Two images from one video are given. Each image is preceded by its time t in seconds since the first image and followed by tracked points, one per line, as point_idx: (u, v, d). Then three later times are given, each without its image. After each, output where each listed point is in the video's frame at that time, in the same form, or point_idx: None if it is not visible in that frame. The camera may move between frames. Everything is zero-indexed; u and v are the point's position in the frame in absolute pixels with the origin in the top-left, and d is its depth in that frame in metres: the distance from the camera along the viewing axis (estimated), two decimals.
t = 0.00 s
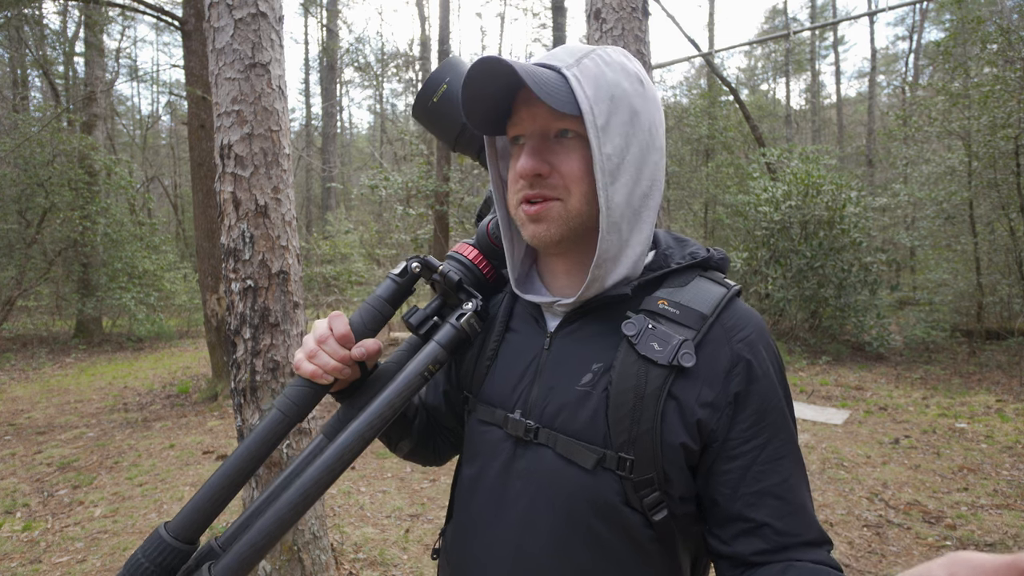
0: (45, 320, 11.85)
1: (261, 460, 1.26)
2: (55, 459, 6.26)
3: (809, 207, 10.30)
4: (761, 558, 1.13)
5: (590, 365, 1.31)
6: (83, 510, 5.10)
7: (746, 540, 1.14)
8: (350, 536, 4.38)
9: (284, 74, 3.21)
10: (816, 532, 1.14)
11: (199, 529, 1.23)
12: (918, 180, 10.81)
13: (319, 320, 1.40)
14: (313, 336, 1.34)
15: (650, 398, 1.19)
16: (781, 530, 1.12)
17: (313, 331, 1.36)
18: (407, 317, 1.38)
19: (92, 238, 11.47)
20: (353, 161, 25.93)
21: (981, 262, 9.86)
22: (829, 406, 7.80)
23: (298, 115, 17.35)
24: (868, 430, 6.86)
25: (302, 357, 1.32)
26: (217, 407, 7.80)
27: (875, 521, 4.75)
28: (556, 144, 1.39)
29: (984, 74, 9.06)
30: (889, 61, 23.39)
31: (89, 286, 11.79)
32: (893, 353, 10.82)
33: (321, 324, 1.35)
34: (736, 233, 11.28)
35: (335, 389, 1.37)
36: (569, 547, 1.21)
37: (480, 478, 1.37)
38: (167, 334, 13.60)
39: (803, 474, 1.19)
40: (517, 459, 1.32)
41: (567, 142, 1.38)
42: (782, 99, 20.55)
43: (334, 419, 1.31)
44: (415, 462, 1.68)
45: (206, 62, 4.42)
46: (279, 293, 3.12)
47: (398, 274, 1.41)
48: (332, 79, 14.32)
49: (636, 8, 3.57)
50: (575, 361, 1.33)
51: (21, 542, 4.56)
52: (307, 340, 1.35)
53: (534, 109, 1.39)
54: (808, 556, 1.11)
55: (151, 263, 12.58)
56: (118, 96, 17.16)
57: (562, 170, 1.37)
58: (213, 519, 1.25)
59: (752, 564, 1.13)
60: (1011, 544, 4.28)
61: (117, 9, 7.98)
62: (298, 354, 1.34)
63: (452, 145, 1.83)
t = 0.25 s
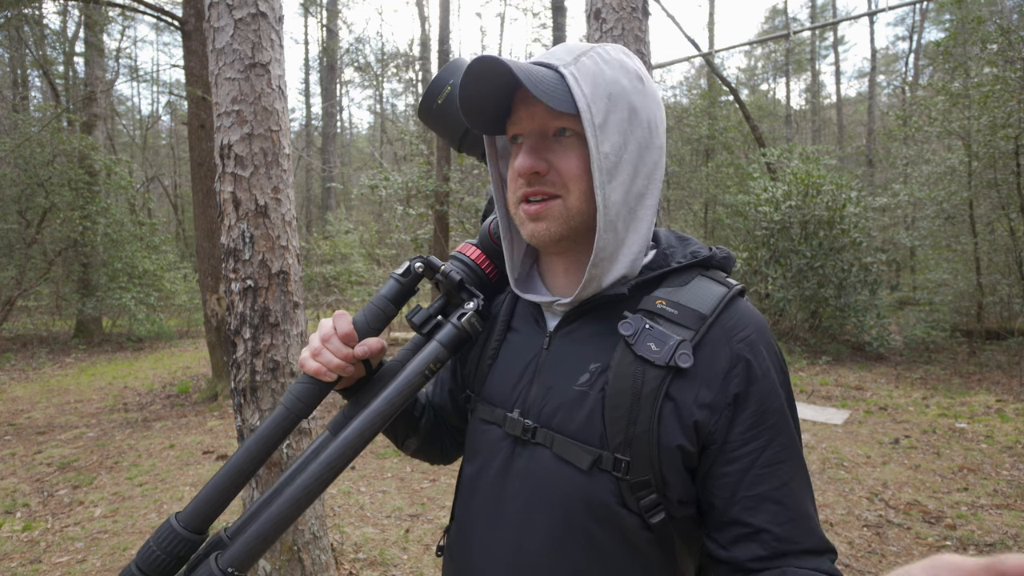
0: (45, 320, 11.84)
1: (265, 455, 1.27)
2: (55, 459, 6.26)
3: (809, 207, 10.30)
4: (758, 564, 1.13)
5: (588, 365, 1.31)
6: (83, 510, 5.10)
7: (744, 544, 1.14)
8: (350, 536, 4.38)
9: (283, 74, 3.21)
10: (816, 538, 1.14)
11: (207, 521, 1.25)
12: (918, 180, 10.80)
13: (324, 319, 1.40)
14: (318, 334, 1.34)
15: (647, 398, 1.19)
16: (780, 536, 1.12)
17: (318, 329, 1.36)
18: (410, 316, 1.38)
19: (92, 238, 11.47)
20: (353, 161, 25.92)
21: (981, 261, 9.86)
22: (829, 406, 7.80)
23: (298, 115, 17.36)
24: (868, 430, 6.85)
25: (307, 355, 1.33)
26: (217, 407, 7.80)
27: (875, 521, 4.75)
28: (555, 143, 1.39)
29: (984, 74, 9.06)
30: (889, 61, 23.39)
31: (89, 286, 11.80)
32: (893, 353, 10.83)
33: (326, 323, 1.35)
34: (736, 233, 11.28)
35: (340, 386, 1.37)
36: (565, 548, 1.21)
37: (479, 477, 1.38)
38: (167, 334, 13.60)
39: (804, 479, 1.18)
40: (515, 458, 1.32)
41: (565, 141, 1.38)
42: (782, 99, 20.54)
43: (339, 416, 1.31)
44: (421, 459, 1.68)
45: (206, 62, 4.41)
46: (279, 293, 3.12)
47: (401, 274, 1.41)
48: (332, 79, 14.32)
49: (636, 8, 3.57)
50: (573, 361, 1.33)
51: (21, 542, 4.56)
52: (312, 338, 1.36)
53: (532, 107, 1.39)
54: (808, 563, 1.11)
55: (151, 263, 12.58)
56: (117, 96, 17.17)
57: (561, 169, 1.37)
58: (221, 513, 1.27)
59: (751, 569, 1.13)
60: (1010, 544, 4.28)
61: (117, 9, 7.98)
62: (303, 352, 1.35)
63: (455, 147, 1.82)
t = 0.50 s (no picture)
0: (45, 320, 11.84)
1: (268, 455, 1.28)
2: (55, 459, 6.26)
3: (809, 207, 10.30)
4: (754, 567, 1.13)
5: (587, 365, 1.31)
6: (83, 510, 5.10)
7: (740, 548, 1.15)
8: (350, 536, 4.38)
9: (284, 74, 3.21)
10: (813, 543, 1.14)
11: (214, 518, 1.26)
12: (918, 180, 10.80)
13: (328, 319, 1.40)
14: (321, 335, 1.34)
15: (646, 400, 1.19)
16: (778, 541, 1.12)
17: (321, 330, 1.36)
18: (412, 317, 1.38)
19: (92, 238, 11.47)
20: (353, 161, 25.92)
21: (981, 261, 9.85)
22: (829, 406, 7.80)
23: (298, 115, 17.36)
24: (868, 430, 6.85)
25: (310, 355, 1.33)
26: (217, 406, 7.80)
27: (875, 521, 4.75)
28: (554, 143, 1.39)
29: (984, 74, 9.06)
30: (889, 61, 23.38)
31: (89, 286, 11.80)
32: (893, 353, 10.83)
33: (329, 324, 1.36)
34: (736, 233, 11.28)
35: (343, 386, 1.38)
36: (562, 550, 1.21)
37: (479, 477, 1.38)
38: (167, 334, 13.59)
39: (804, 483, 1.18)
40: (515, 459, 1.32)
41: (564, 141, 1.38)
42: (782, 99, 20.54)
43: (342, 416, 1.31)
44: (426, 458, 1.69)
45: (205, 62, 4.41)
46: (279, 293, 3.12)
47: (402, 274, 1.41)
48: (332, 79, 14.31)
49: (636, 8, 3.57)
50: (572, 362, 1.33)
51: (21, 542, 4.56)
52: (315, 338, 1.36)
53: (530, 108, 1.39)
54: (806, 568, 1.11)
55: (151, 263, 12.59)
56: (117, 96, 17.17)
57: (559, 169, 1.37)
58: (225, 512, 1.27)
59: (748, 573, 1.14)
60: (1011, 544, 4.28)
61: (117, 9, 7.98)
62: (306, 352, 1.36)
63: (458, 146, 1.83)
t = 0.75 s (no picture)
0: (45, 320, 11.83)
1: (268, 458, 1.28)
2: (55, 459, 6.26)
3: (809, 207, 10.30)
4: (753, 568, 1.13)
5: (588, 366, 1.30)
6: (83, 510, 5.10)
7: (740, 548, 1.15)
8: (350, 536, 4.38)
9: (284, 74, 3.21)
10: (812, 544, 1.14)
11: (214, 521, 1.25)
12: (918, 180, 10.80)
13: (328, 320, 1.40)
14: (321, 337, 1.35)
15: (646, 401, 1.19)
16: (775, 541, 1.13)
17: (321, 332, 1.36)
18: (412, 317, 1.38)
19: (92, 238, 11.48)
20: (353, 161, 25.91)
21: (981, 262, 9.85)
22: (829, 406, 7.80)
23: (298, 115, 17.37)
24: (868, 430, 6.85)
25: (310, 357, 1.34)
26: (217, 406, 7.80)
27: (875, 521, 4.76)
28: (565, 143, 1.38)
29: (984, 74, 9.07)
30: (889, 61, 23.37)
31: (89, 286, 11.80)
32: (893, 353, 10.83)
33: (329, 326, 1.36)
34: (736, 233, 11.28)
35: (344, 387, 1.38)
36: (561, 552, 1.21)
37: (479, 478, 1.38)
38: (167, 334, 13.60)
39: (804, 483, 1.18)
40: (515, 459, 1.32)
41: (575, 141, 1.38)
42: (782, 99, 20.53)
43: (343, 416, 1.31)
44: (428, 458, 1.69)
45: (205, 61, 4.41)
46: (279, 293, 3.12)
47: (402, 275, 1.41)
48: (332, 79, 14.32)
49: (636, 8, 3.57)
50: (572, 362, 1.33)
51: (21, 542, 4.56)
52: (315, 340, 1.36)
53: (541, 105, 1.38)
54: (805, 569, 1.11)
55: (151, 263, 12.59)
56: (117, 96, 17.18)
57: (572, 169, 1.36)
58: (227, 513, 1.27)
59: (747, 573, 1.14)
60: (1011, 544, 4.28)
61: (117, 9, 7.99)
62: (306, 353, 1.36)
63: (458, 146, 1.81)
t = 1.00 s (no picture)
0: (45, 320, 11.83)
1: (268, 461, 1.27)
2: (55, 459, 6.26)
3: (809, 207, 10.30)
4: (753, 566, 1.13)
5: (589, 367, 1.31)
6: (83, 510, 5.10)
7: (740, 546, 1.15)
8: (350, 536, 4.38)
9: (284, 74, 3.21)
10: (814, 543, 1.14)
11: (212, 530, 1.25)
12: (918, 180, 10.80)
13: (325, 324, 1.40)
14: (318, 342, 1.35)
15: (648, 402, 1.19)
16: (777, 540, 1.12)
17: (318, 337, 1.36)
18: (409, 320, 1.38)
19: (92, 238, 11.48)
20: (353, 161, 25.90)
21: (981, 261, 9.85)
22: (830, 406, 7.80)
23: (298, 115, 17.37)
24: (868, 430, 6.85)
25: (306, 362, 1.33)
26: (217, 406, 7.79)
27: (875, 521, 4.76)
28: (579, 144, 1.38)
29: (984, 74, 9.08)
30: (889, 61, 23.37)
31: (89, 286, 11.80)
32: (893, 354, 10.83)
33: (325, 331, 1.36)
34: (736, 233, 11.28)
35: (341, 391, 1.38)
36: (563, 552, 1.21)
37: (481, 479, 1.38)
38: (167, 334, 13.59)
39: (805, 482, 1.17)
40: (517, 461, 1.32)
41: (590, 143, 1.37)
42: (782, 99, 20.54)
43: (343, 421, 1.31)
44: (426, 460, 1.69)
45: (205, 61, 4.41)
46: (279, 293, 3.12)
47: (400, 277, 1.40)
48: (332, 79, 14.33)
49: (636, 8, 3.57)
50: (574, 363, 1.33)
51: (21, 542, 4.56)
52: (312, 344, 1.36)
53: (557, 106, 1.37)
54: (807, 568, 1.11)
55: (151, 263, 12.59)
56: (117, 96, 17.18)
57: (587, 171, 1.35)
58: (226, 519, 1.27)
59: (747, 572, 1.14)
60: (1011, 544, 4.28)
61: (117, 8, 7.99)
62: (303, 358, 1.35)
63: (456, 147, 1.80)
